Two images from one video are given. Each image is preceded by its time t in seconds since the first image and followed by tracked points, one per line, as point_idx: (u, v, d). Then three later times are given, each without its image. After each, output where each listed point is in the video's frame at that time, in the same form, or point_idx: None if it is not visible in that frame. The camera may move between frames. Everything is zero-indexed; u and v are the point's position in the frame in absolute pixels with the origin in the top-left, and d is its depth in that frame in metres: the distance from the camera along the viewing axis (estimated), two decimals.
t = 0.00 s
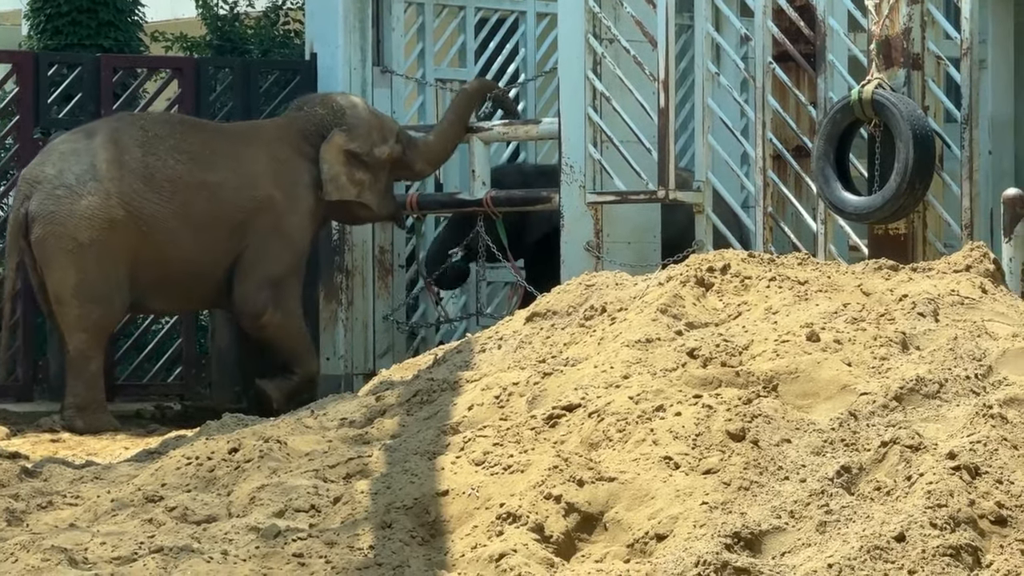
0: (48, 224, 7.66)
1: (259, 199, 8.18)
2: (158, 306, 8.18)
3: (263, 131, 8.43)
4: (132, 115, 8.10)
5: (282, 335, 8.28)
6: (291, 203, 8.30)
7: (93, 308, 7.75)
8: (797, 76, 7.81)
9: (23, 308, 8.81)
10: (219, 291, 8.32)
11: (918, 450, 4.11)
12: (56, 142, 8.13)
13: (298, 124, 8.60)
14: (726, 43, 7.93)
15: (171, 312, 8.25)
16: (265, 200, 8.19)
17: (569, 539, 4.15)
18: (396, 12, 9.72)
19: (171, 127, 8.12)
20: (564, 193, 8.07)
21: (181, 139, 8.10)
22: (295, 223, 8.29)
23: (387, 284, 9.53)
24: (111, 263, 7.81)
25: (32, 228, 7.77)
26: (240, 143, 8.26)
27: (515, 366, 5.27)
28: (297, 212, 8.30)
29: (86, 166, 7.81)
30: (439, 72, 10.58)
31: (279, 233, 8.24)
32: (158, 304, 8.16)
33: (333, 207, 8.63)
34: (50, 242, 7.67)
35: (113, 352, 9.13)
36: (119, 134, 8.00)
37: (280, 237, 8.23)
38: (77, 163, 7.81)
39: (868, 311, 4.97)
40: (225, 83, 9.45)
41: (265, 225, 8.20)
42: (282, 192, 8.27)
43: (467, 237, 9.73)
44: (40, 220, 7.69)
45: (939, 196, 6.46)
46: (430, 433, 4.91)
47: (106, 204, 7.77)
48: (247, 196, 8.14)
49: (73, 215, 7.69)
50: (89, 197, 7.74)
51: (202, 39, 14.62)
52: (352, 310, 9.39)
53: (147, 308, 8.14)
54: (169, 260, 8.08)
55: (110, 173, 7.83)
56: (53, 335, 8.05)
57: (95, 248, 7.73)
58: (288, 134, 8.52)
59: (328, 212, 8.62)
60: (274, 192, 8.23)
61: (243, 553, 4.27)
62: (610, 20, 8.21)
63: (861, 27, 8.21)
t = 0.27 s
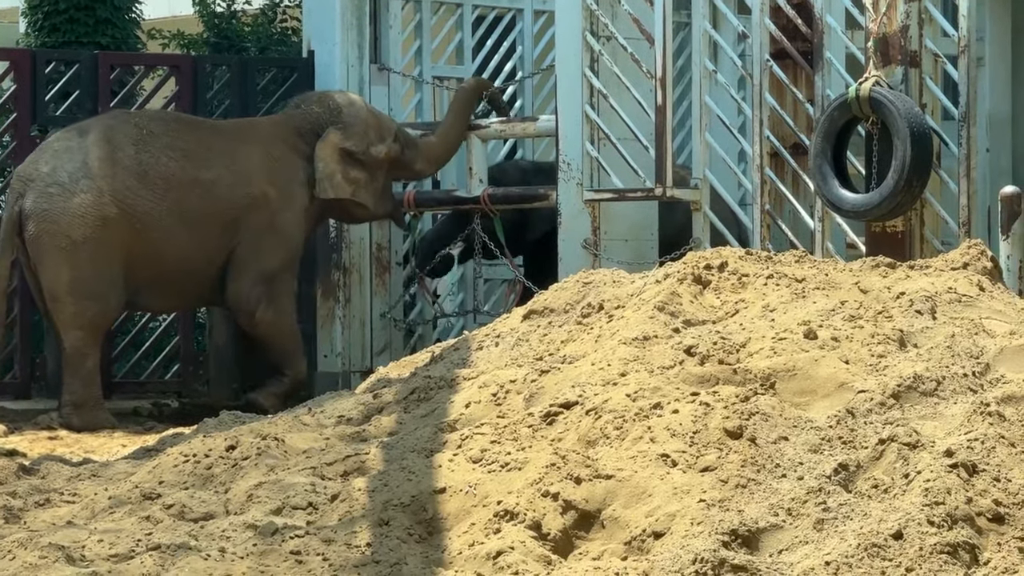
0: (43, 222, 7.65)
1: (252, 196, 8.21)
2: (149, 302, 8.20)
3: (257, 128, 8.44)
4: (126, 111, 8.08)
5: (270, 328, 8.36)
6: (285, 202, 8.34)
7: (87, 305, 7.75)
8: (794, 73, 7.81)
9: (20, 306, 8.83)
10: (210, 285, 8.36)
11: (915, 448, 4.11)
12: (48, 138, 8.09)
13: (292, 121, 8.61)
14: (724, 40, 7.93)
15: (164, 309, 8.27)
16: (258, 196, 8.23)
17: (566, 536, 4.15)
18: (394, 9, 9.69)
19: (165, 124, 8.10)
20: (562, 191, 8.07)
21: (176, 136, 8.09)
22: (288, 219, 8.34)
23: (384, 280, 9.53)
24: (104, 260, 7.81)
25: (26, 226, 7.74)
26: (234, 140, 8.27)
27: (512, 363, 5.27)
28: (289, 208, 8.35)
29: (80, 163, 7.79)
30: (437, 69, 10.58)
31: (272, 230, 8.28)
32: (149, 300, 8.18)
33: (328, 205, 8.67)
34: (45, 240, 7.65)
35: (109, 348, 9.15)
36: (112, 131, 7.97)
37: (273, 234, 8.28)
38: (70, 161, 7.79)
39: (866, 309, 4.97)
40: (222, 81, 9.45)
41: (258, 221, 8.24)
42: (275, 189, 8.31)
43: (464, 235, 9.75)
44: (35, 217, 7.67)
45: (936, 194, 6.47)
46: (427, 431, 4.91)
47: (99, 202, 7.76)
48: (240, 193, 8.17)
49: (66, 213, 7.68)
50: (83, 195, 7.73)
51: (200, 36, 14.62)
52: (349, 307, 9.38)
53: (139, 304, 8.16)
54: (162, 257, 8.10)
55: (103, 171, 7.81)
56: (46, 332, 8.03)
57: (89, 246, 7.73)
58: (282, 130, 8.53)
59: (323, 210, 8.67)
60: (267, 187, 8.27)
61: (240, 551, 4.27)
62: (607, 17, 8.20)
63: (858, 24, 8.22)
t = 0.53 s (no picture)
0: (39, 220, 7.68)
1: (248, 191, 8.19)
2: (146, 300, 8.21)
3: (255, 125, 8.42)
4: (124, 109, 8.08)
5: (264, 326, 8.28)
6: (281, 198, 8.31)
7: (84, 303, 7.77)
8: (794, 71, 7.82)
9: (19, 305, 8.83)
10: (207, 283, 8.35)
11: (914, 446, 4.11)
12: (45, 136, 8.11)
13: (292, 119, 8.58)
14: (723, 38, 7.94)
15: (162, 306, 8.28)
16: (254, 191, 8.21)
17: (565, 534, 4.15)
18: (394, 6, 9.65)
19: (162, 121, 8.11)
20: (561, 188, 8.07)
21: (172, 133, 8.11)
22: (283, 215, 8.29)
23: (384, 279, 9.51)
24: (100, 258, 7.83)
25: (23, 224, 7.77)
26: (231, 136, 8.26)
27: (511, 361, 5.27)
28: (285, 204, 8.30)
29: (75, 162, 7.81)
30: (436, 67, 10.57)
31: (268, 226, 8.25)
32: (146, 298, 8.19)
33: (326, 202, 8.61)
34: (42, 238, 7.68)
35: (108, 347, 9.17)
36: (108, 129, 7.99)
37: (269, 231, 8.25)
38: (66, 159, 7.81)
39: (865, 307, 4.97)
40: (221, 78, 9.46)
41: (254, 217, 8.21)
42: (271, 184, 8.28)
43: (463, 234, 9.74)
44: (31, 216, 7.70)
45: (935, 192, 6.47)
46: (426, 429, 4.90)
47: (95, 200, 7.79)
48: (236, 188, 8.16)
49: (62, 211, 7.71)
50: (78, 193, 7.75)
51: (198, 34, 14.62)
52: (348, 305, 9.37)
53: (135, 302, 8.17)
54: (158, 254, 8.12)
55: (98, 169, 7.83)
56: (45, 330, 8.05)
57: (85, 244, 7.75)
58: (281, 127, 8.51)
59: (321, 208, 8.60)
60: (262, 182, 8.25)
61: (239, 548, 4.27)
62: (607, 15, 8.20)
63: (857, 23, 8.22)
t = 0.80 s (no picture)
0: (35, 219, 7.73)
1: (245, 187, 8.14)
2: (144, 298, 8.22)
3: (256, 122, 8.38)
4: (122, 106, 8.08)
5: (259, 324, 8.20)
6: (279, 196, 8.24)
7: (80, 302, 7.81)
8: (794, 70, 7.82)
9: (20, 303, 8.81)
10: (205, 280, 8.33)
11: (915, 444, 4.11)
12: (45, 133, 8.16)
13: (293, 117, 8.52)
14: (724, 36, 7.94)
15: (161, 304, 8.28)
16: (251, 188, 8.16)
17: (565, 532, 4.15)
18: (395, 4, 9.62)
19: (160, 119, 8.10)
20: (561, 186, 8.08)
21: (170, 131, 8.10)
22: (281, 212, 8.23)
23: (384, 277, 9.54)
24: (95, 256, 7.85)
25: (20, 222, 7.83)
26: (230, 133, 8.22)
27: (512, 359, 5.27)
28: (283, 201, 8.24)
29: (70, 160, 7.84)
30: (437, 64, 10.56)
31: (266, 224, 8.19)
32: (144, 296, 8.20)
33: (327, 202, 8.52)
34: (37, 237, 7.74)
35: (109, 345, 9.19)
36: (105, 127, 8.00)
37: (267, 229, 8.19)
38: (62, 158, 7.84)
39: (866, 304, 4.96)
40: (221, 76, 9.44)
41: (251, 213, 8.16)
42: (269, 180, 8.22)
43: (463, 232, 9.74)
44: (28, 215, 7.75)
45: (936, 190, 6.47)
46: (427, 427, 4.90)
47: (90, 198, 7.81)
48: (233, 185, 8.12)
49: (57, 209, 7.74)
50: (73, 191, 7.78)
51: (199, 32, 14.63)
52: (349, 303, 9.38)
53: (133, 300, 8.19)
54: (155, 252, 8.12)
55: (93, 167, 7.85)
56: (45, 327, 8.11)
57: (80, 242, 7.78)
58: (282, 125, 8.46)
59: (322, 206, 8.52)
60: (260, 179, 8.19)
61: (240, 546, 4.27)
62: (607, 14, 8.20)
63: (859, 21, 8.22)
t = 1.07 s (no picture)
0: (31, 218, 7.76)
1: (241, 185, 8.10)
2: (142, 297, 8.22)
3: (256, 120, 8.34)
4: (119, 105, 8.09)
5: (255, 323, 8.14)
6: (278, 194, 8.18)
7: (76, 301, 7.83)
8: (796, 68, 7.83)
9: (21, 302, 8.80)
10: (203, 278, 8.31)
11: (916, 443, 4.11)
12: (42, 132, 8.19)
13: (295, 116, 8.48)
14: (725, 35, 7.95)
15: (160, 303, 8.27)
16: (248, 185, 8.11)
17: (567, 531, 4.15)
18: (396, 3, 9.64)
19: (158, 117, 8.10)
20: (563, 184, 8.07)
21: (167, 129, 8.09)
22: (279, 210, 8.17)
23: (386, 275, 9.48)
24: (90, 254, 7.86)
25: (17, 221, 7.86)
26: (227, 131, 8.19)
27: (513, 358, 5.26)
28: (281, 199, 8.17)
29: (65, 159, 7.86)
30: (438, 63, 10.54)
31: (263, 222, 8.13)
32: (141, 295, 8.20)
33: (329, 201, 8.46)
34: (33, 236, 7.77)
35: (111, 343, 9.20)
36: (100, 125, 8.01)
37: (264, 226, 8.13)
38: (57, 156, 7.87)
39: (867, 303, 4.96)
40: (223, 75, 9.47)
41: (247, 211, 8.12)
42: (266, 177, 8.17)
43: (464, 231, 9.75)
44: (24, 213, 7.78)
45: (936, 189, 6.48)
46: (428, 425, 4.90)
47: (83, 197, 7.82)
48: (229, 183, 8.09)
49: (51, 209, 7.77)
50: (67, 190, 7.80)
51: (200, 30, 14.63)
52: (350, 302, 9.37)
53: (131, 299, 8.20)
54: (152, 251, 8.11)
55: (87, 166, 7.87)
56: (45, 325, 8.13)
57: (74, 241, 7.80)
58: (283, 123, 8.41)
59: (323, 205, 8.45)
60: (257, 176, 8.14)
61: (241, 545, 4.27)
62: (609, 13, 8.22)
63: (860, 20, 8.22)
